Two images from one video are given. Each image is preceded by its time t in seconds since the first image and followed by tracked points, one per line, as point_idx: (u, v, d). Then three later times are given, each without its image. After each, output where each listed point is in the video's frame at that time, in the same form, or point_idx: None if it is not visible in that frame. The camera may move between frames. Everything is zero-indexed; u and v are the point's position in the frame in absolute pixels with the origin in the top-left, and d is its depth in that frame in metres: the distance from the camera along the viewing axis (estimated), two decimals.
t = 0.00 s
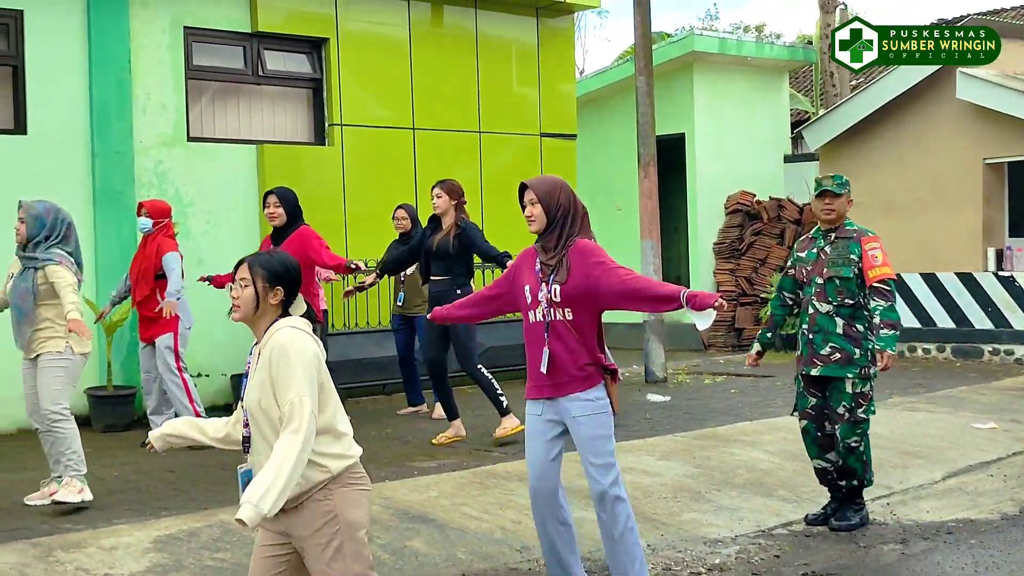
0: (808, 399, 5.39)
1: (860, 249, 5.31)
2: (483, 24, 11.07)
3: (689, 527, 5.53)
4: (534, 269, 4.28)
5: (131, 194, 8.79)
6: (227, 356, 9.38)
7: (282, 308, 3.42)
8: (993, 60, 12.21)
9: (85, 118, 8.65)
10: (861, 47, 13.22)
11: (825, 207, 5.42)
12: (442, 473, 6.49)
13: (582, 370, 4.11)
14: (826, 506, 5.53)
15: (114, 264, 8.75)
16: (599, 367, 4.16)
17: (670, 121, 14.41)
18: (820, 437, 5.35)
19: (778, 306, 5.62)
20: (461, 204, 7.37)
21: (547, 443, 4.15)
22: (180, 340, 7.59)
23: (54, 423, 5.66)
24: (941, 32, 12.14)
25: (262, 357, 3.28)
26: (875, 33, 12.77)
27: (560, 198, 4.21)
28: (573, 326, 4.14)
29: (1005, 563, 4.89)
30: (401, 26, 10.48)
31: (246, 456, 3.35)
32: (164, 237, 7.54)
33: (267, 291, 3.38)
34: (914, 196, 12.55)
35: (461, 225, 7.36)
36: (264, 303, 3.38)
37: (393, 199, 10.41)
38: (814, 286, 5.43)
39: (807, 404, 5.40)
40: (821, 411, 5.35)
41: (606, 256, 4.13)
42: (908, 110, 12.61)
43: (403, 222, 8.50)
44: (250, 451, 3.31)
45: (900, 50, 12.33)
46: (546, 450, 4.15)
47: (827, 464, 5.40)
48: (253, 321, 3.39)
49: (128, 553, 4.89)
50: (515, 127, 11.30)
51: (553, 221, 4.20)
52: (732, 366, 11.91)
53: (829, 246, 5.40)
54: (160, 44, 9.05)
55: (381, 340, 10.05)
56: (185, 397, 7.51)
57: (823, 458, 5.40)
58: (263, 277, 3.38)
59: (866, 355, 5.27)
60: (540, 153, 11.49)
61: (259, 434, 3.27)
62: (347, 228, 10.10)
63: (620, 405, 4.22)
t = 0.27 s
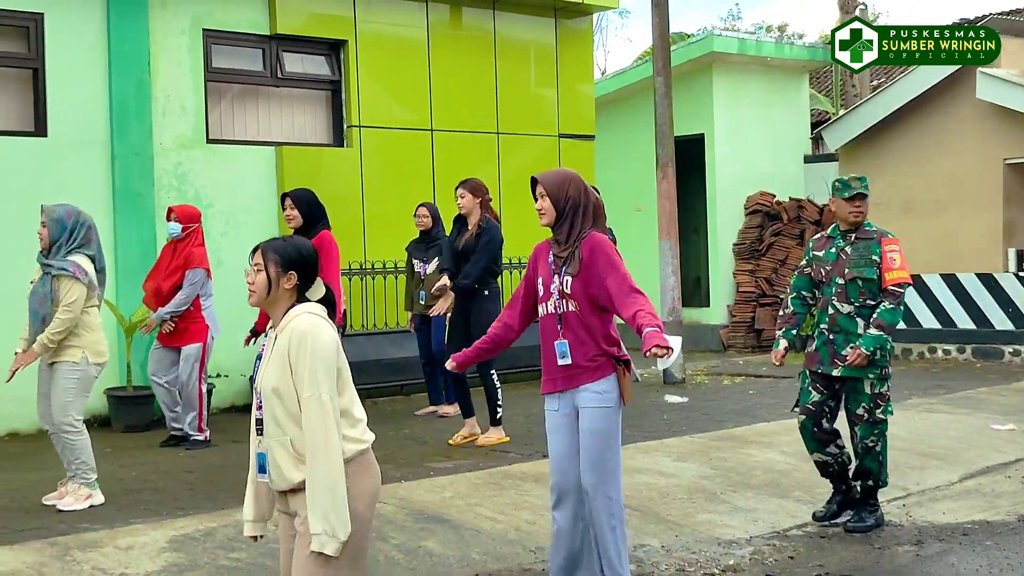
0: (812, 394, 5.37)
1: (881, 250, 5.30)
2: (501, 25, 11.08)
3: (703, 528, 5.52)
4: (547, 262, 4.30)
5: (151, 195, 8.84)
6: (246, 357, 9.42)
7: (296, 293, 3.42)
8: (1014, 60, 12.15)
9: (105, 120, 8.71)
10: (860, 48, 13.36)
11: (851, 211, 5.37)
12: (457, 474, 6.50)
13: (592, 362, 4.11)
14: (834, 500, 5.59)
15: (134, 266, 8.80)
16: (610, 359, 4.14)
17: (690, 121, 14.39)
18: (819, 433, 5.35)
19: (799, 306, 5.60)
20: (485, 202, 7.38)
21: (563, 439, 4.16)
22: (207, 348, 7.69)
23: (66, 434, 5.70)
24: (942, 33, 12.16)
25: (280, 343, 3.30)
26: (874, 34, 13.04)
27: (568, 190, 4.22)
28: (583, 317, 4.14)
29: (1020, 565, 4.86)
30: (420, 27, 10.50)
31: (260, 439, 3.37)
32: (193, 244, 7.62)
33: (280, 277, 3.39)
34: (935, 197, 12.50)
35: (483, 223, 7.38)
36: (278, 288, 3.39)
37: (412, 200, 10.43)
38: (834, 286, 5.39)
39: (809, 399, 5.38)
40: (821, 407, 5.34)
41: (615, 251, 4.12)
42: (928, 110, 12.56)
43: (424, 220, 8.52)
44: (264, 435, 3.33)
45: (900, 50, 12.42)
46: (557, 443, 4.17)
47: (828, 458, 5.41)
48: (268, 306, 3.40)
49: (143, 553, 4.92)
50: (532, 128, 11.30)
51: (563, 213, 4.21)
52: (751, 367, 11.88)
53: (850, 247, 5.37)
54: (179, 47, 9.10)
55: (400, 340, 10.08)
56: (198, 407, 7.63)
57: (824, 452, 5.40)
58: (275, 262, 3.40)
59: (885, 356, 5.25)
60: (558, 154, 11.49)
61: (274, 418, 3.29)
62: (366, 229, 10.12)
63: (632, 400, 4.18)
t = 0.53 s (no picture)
0: (821, 396, 5.40)
1: (889, 250, 5.30)
2: (517, 26, 11.09)
3: (717, 530, 5.52)
4: (574, 268, 4.36)
5: (169, 197, 8.88)
6: (263, 358, 9.46)
7: (322, 297, 3.42)
8: None
9: (122, 122, 8.75)
10: (860, 47, 13.57)
11: (848, 209, 5.38)
12: (472, 475, 6.51)
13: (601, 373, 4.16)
14: (830, 502, 5.64)
15: (152, 267, 8.84)
16: (622, 370, 4.18)
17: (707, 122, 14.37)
18: (830, 437, 5.37)
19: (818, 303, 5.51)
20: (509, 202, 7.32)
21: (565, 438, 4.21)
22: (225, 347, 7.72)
23: (79, 436, 5.75)
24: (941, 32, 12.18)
25: (309, 350, 3.31)
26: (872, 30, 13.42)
27: (590, 196, 4.22)
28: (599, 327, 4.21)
29: None
30: (436, 29, 10.52)
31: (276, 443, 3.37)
32: (219, 240, 7.59)
33: (304, 281, 3.39)
34: (953, 197, 12.46)
35: (509, 221, 7.35)
36: (302, 292, 3.39)
37: (429, 201, 10.45)
38: (841, 285, 5.40)
39: (818, 402, 5.41)
40: (831, 410, 5.37)
41: (632, 264, 4.13)
42: (945, 111, 12.52)
43: (448, 221, 8.50)
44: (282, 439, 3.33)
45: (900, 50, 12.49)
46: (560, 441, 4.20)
47: (834, 463, 5.44)
48: (294, 310, 3.41)
49: (158, 553, 4.95)
50: (549, 130, 11.31)
51: (587, 219, 4.22)
52: (768, 368, 11.86)
53: (857, 246, 5.37)
54: (197, 50, 9.14)
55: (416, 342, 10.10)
56: (216, 407, 7.67)
57: (830, 457, 5.43)
58: (299, 265, 3.39)
59: (891, 355, 5.29)
60: (575, 155, 11.50)
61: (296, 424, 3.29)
62: (383, 230, 10.14)
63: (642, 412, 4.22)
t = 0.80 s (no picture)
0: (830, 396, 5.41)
1: (885, 248, 5.29)
2: (532, 28, 11.10)
3: (729, 531, 5.52)
4: (593, 271, 4.38)
5: (184, 200, 8.92)
6: (278, 360, 9.48)
7: (332, 319, 3.35)
8: None
9: (138, 126, 8.80)
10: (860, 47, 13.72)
11: (841, 208, 5.40)
12: (485, 477, 6.53)
13: (613, 378, 4.14)
14: (842, 505, 5.64)
15: (167, 270, 8.88)
16: (631, 376, 4.13)
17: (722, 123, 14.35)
18: (843, 434, 5.38)
19: (813, 308, 5.64)
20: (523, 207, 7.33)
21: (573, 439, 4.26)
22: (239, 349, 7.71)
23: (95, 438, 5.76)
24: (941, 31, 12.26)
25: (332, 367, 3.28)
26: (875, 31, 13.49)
27: (610, 200, 4.25)
28: (612, 330, 4.19)
29: None
30: (450, 31, 10.53)
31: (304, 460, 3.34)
32: (230, 243, 7.59)
33: (314, 301, 3.33)
34: (970, 198, 12.42)
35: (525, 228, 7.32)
36: (312, 312, 3.33)
37: (444, 204, 10.46)
38: (837, 285, 5.42)
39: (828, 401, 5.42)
40: (841, 408, 5.36)
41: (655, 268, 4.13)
42: (961, 112, 12.48)
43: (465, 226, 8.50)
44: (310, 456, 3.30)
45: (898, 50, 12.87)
46: (564, 443, 4.27)
47: (846, 462, 5.45)
48: (305, 329, 3.35)
49: (171, 554, 4.98)
50: (564, 132, 11.31)
51: (609, 225, 4.25)
52: (783, 370, 11.85)
53: (853, 246, 5.39)
54: (211, 53, 9.18)
55: (431, 343, 10.12)
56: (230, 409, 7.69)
57: (845, 455, 5.44)
58: (311, 284, 3.33)
59: (888, 354, 5.25)
60: (590, 157, 11.49)
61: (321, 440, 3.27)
62: (398, 233, 10.15)
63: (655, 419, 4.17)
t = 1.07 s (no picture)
0: (846, 395, 5.42)
1: (885, 251, 5.27)
2: (547, 30, 11.10)
3: (744, 533, 5.51)
4: (604, 271, 4.38)
5: (201, 203, 8.95)
6: (294, 362, 9.51)
7: (345, 307, 3.42)
8: None
9: (154, 129, 8.83)
10: (860, 47, 13.66)
11: (843, 212, 5.44)
12: (500, 479, 6.53)
13: (621, 381, 4.16)
14: (858, 507, 5.62)
15: (183, 272, 8.91)
16: (639, 380, 4.16)
17: (739, 125, 14.34)
18: (859, 434, 5.39)
19: (827, 314, 5.59)
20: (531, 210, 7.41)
21: (581, 439, 4.26)
22: (248, 349, 7.74)
23: (112, 436, 5.78)
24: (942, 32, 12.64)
25: (340, 355, 3.32)
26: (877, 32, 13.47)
27: (625, 202, 4.24)
28: (622, 332, 4.20)
29: None
30: (466, 33, 10.53)
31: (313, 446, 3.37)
32: (229, 250, 7.70)
33: (327, 291, 3.38)
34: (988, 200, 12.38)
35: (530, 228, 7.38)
36: (326, 302, 3.39)
37: (460, 206, 10.47)
38: (846, 291, 5.42)
39: (844, 400, 5.43)
40: (856, 408, 5.37)
41: (664, 270, 4.11)
42: (979, 113, 12.44)
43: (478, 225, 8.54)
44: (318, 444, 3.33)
45: (899, 50, 13.32)
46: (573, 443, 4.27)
47: (863, 461, 5.44)
48: (319, 318, 3.42)
49: (187, 556, 4.99)
50: (580, 134, 11.31)
51: (620, 227, 4.25)
52: (800, 372, 11.82)
53: (858, 250, 5.39)
54: (228, 56, 9.21)
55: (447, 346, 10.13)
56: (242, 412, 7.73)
57: (860, 455, 5.43)
58: (321, 276, 3.38)
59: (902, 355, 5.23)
60: (606, 159, 11.48)
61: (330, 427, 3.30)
62: (413, 235, 10.16)
63: (666, 422, 4.15)
